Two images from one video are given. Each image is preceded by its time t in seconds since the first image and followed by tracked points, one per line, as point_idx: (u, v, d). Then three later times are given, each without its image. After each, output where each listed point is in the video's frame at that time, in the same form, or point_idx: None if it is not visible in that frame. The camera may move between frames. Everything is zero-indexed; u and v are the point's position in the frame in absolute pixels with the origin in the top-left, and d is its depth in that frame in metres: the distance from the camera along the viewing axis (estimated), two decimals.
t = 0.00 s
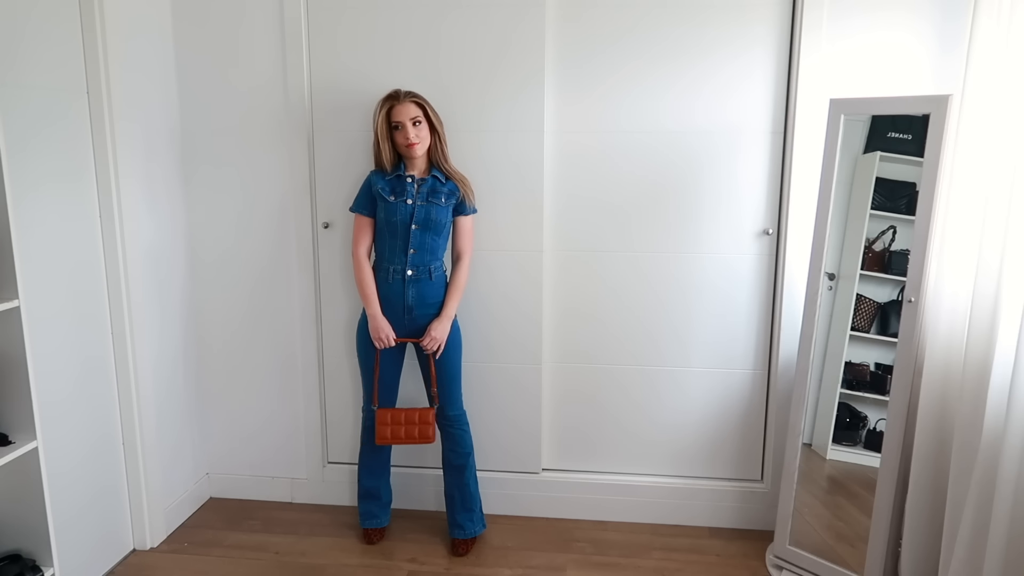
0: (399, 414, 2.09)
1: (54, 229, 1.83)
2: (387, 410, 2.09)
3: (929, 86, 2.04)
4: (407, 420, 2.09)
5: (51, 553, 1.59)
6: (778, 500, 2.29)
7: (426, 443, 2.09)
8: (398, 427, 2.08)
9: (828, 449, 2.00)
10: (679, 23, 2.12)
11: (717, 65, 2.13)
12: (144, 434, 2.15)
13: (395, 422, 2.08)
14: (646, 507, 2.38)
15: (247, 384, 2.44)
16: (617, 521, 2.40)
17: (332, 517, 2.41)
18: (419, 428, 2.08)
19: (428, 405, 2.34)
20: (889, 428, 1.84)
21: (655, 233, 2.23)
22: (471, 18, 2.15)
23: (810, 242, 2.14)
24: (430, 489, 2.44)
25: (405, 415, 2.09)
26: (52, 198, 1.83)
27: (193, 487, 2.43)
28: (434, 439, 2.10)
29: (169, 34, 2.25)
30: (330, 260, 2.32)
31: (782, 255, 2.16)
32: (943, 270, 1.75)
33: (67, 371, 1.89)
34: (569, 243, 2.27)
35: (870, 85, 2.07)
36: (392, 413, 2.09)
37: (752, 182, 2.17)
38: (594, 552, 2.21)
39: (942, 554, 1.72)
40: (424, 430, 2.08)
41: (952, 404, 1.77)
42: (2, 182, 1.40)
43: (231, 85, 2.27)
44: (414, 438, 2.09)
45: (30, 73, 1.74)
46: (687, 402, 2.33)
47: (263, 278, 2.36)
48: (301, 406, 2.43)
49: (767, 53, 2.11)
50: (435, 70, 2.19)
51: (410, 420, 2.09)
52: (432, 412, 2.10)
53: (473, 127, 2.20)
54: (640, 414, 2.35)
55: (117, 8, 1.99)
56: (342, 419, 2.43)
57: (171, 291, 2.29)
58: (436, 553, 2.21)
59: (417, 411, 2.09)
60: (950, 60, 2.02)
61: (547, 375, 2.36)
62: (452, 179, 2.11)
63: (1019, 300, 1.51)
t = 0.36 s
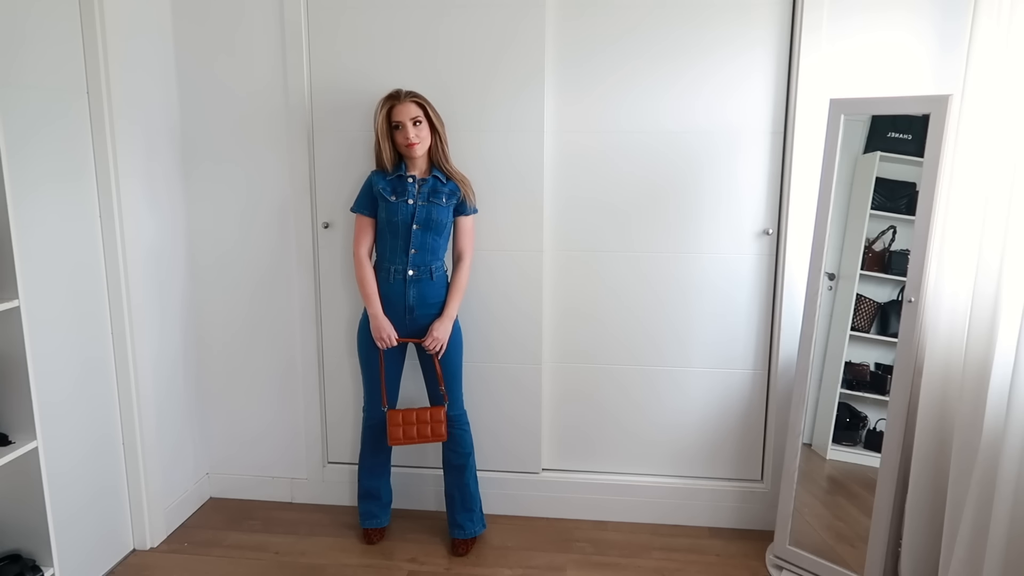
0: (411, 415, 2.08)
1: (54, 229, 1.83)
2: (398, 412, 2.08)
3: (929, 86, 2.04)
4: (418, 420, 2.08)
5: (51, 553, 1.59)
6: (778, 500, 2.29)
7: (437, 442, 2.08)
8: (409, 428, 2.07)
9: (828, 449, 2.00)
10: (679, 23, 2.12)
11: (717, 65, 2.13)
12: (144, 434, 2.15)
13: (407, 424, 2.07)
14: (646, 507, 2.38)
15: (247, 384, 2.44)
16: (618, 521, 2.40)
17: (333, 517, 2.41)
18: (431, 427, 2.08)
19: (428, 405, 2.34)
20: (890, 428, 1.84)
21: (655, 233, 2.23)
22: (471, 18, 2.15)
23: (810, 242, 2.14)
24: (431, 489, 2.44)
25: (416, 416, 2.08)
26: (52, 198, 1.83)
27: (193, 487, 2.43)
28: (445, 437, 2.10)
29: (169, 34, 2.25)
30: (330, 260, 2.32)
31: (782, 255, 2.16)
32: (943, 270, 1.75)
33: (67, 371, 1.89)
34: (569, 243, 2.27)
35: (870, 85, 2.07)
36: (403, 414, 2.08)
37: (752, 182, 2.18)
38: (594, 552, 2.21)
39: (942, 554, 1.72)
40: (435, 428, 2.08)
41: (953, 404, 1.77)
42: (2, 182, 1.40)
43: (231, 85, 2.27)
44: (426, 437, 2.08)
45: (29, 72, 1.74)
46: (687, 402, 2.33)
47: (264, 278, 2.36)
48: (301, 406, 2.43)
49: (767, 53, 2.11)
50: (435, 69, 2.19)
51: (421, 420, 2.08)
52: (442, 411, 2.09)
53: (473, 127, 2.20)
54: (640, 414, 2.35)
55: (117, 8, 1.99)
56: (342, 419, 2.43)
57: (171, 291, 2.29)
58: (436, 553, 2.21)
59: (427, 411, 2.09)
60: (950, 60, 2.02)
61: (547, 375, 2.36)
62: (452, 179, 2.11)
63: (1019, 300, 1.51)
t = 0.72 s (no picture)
0: (390, 413, 2.09)
1: (54, 229, 1.83)
2: (379, 408, 2.10)
3: (929, 86, 2.04)
4: (398, 418, 2.09)
5: (51, 553, 1.59)
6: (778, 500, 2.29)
7: (415, 442, 2.08)
8: (389, 426, 2.09)
9: (828, 449, 2.00)
10: (679, 23, 2.12)
11: (717, 65, 2.13)
12: (144, 434, 2.15)
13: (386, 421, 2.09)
14: (646, 507, 2.38)
15: (247, 384, 2.44)
16: (618, 521, 2.40)
17: (333, 517, 2.41)
18: (409, 427, 2.08)
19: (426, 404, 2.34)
20: (890, 428, 1.84)
21: (654, 233, 2.23)
22: (471, 18, 2.15)
23: (810, 242, 2.14)
24: (431, 489, 2.44)
25: (397, 414, 2.09)
26: (52, 198, 1.83)
27: (193, 487, 2.43)
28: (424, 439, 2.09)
29: (169, 34, 2.25)
30: (329, 260, 2.32)
31: (782, 255, 2.16)
32: (943, 270, 1.75)
33: (68, 371, 1.89)
34: (569, 243, 2.27)
35: (870, 85, 2.07)
36: (383, 411, 2.09)
37: (752, 183, 2.17)
38: (594, 552, 2.21)
39: (942, 554, 1.72)
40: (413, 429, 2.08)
41: (953, 404, 1.77)
42: (2, 183, 1.40)
43: (231, 86, 2.27)
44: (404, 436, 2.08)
45: (29, 72, 1.74)
46: (687, 402, 2.33)
47: (264, 278, 2.36)
48: (300, 406, 2.43)
49: (767, 53, 2.11)
50: (434, 69, 2.19)
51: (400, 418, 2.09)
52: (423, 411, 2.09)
53: (473, 127, 2.20)
54: (640, 413, 2.35)
55: (117, 7, 1.99)
56: (342, 419, 2.43)
57: (171, 291, 2.29)
58: (436, 553, 2.21)
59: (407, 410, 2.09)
60: (951, 59, 2.02)
61: (547, 375, 2.36)
62: (452, 179, 2.11)
63: (1019, 300, 1.51)
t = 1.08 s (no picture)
0: (405, 427, 2.08)
1: (54, 229, 1.83)
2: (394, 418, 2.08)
3: (929, 86, 2.04)
4: (410, 433, 2.08)
5: (51, 553, 1.59)
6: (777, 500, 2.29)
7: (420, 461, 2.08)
8: (399, 437, 2.07)
9: (828, 449, 2.00)
10: (679, 23, 2.12)
11: (717, 65, 2.13)
12: (144, 434, 2.15)
13: (398, 434, 2.07)
14: (646, 507, 2.38)
15: (247, 383, 2.44)
16: (618, 520, 2.40)
17: (333, 517, 2.41)
18: (418, 444, 2.08)
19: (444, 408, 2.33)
20: (890, 428, 1.84)
21: (655, 233, 2.23)
22: (471, 18, 2.15)
23: (810, 242, 2.14)
24: (431, 489, 2.44)
25: (409, 428, 2.08)
26: (52, 198, 1.83)
27: (193, 487, 2.43)
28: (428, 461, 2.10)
29: (168, 34, 2.25)
30: (330, 260, 2.32)
31: (782, 255, 2.16)
32: (943, 270, 1.75)
33: (68, 372, 1.89)
34: (569, 243, 2.27)
35: (870, 85, 2.07)
36: (397, 422, 2.07)
37: (752, 182, 2.18)
38: (594, 552, 2.21)
39: (942, 554, 1.72)
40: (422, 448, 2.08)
41: (952, 404, 1.77)
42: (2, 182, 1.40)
43: (231, 86, 2.27)
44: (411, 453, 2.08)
45: (29, 72, 1.74)
46: (686, 402, 2.33)
47: (264, 279, 2.36)
48: (301, 406, 2.43)
49: (767, 53, 2.11)
50: (434, 69, 2.19)
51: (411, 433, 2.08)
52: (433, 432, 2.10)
53: (473, 127, 2.20)
54: (640, 413, 2.35)
55: (117, 7, 1.99)
56: (342, 419, 2.43)
57: (171, 291, 2.29)
58: (436, 553, 2.21)
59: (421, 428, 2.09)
60: (950, 60, 2.02)
61: (547, 375, 2.36)
62: (466, 179, 2.11)
63: (1019, 300, 1.51)
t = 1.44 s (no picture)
0: (380, 438, 2.12)
1: (54, 230, 1.83)
2: (372, 426, 2.14)
3: (929, 86, 2.04)
4: (383, 446, 2.12)
5: (51, 553, 1.59)
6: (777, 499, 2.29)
7: (382, 476, 2.09)
8: (373, 446, 2.12)
9: (828, 449, 2.00)
10: (679, 23, 2.12)
11: (717, 65, 2.13)
12: (144, 434, 2.16)
13: (372, 443, 2.12)
14: (646, 508, 2.38)
15: (247, 383, 2.44)
16: (618, 521, 2.40)
17: (333, 517, 2.41)
18: (388, 461, 2.10)
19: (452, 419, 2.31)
20: (889, 428, 1.84)
21: (655, 233, 2.23)
22: (471, 18, 2.15)
23: (810, 242, 2.14)
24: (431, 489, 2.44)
25: (385, 442, 2.12)
26: (52, 199, 1.83)
27: (193, 487, 2.43)
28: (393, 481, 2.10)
29: (168, 34, 2.25)
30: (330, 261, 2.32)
31: (782, 255, 2.16)
32: (943, 270, 1.75)
33: (68, 372, 1.89)
34: (570, 243, 2.27)
35: (870, 85, 2.07)
36: (373, 431, 2.13)
37: (752, 183, 2.17)
38: (594, 552, 2.21)
39: (942, 554, 1.72)
40: (392, 467, 2.09)
41: (952, 405, 1.77)
42: (2, 182, 1.40)
43: (231, 86, 2.27)
44: (377, 465, 2.10)
45: (29, 72, 1.74)
46: (687, 402, 2.33)
47: (264, 279, 2.36)
48: (301, 406, 2.43)
49: (768, 53, 2.11)
50: (434, 69, 2.19)
51: (385, 446, 2.12)
52: (409, 455, 2.11)
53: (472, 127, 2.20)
54: (640, 413, 2.35)
55: (116, 7, 1.99)
56: (343, 419, 2.43)
57: (171, 292, 2.29)
58: (436, 553, 2.21)
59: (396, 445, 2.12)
60: (950, 59, 2.02)
61: (548, 375, 2.36)
62: (492, 181, 2.09)
63: (1019, 300, 1.51)
